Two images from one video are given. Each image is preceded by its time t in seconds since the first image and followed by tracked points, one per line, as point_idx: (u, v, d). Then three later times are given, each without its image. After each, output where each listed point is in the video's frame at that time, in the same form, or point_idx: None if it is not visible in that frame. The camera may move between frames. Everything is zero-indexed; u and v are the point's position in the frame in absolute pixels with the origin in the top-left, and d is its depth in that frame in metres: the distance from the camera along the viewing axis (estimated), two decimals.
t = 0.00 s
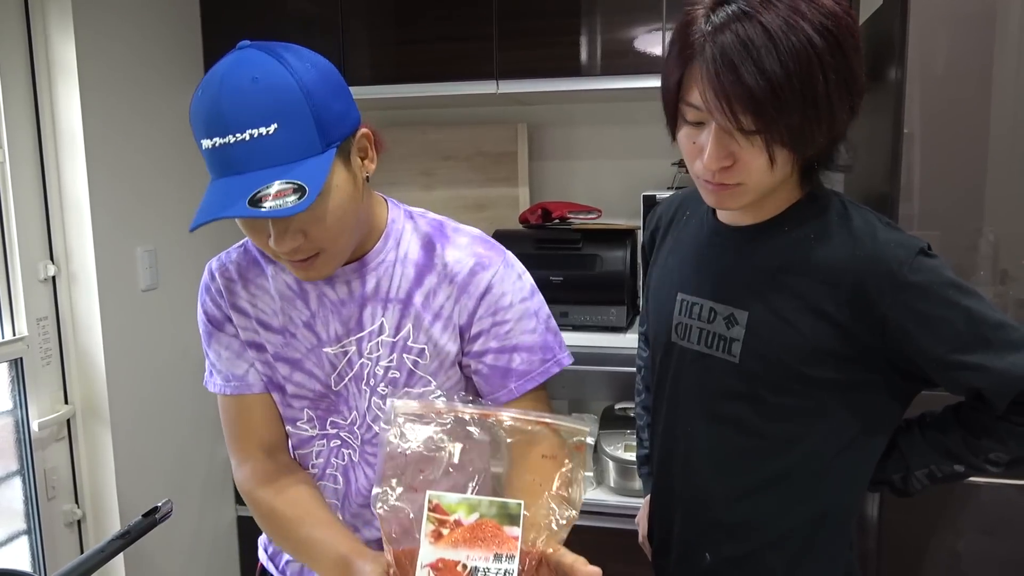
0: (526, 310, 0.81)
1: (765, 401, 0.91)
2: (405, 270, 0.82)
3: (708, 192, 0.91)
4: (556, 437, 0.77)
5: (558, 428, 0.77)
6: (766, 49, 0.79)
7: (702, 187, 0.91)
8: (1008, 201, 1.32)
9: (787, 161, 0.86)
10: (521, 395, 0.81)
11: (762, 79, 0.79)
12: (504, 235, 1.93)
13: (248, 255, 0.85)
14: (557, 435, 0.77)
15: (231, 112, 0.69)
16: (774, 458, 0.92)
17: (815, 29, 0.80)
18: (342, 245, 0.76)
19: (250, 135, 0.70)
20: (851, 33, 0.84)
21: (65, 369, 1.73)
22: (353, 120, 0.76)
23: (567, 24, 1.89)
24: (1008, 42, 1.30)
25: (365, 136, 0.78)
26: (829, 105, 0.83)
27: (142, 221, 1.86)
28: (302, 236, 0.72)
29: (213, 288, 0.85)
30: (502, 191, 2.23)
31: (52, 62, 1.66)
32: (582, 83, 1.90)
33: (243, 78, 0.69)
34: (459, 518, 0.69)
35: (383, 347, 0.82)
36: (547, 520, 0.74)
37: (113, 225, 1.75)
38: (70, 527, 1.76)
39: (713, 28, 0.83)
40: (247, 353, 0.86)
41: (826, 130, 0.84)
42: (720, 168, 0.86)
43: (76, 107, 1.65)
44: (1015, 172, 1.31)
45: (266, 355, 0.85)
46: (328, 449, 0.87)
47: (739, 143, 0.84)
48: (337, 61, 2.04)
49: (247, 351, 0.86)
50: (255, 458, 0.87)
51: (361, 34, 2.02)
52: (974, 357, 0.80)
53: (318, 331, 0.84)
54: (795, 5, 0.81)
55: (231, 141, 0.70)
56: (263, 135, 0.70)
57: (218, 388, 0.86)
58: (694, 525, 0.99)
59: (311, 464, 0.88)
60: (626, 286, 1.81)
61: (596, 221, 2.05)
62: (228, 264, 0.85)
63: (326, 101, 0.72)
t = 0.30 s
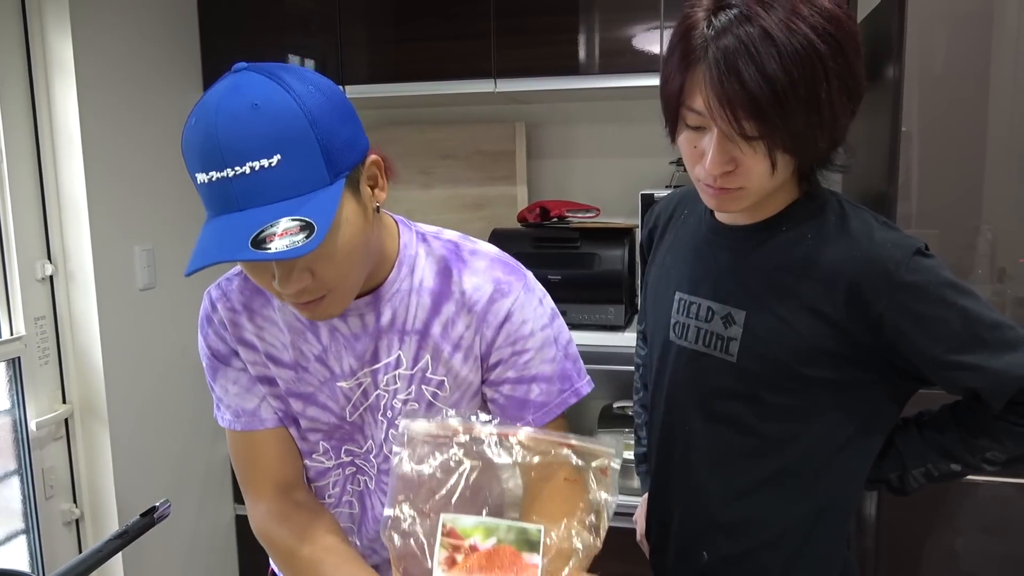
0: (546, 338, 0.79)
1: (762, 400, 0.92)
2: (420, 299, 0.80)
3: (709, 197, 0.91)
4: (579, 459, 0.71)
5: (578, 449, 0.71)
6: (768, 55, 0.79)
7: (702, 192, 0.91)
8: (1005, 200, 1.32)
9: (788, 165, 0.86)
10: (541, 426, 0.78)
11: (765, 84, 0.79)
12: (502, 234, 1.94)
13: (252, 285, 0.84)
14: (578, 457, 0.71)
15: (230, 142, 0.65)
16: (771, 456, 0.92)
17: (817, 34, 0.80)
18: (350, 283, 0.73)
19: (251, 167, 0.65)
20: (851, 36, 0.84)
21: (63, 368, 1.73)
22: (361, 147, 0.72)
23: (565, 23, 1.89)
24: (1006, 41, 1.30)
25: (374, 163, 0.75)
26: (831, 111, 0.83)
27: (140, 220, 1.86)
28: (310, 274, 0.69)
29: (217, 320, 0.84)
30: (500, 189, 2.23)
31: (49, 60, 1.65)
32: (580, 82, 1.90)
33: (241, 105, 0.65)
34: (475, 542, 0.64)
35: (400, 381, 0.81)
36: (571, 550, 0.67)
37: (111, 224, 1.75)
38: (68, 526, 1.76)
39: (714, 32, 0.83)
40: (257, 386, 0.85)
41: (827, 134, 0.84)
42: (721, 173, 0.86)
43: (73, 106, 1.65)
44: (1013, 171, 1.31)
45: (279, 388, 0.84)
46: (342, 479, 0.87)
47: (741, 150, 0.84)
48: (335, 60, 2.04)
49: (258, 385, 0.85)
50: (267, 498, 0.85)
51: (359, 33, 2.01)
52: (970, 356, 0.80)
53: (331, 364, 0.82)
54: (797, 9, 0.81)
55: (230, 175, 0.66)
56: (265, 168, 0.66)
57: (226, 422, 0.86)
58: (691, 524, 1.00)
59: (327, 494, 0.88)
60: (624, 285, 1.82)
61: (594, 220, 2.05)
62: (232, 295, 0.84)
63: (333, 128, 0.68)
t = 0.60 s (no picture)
0: (561, 362, 0.77)
1: (758, 398, 0.91)
2: (433, 319, 0.78)
3: (706, 196, 0.90)
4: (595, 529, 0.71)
5: (595, 522, 0.71)
6: (765, 56, 0.79)
7: (700, 192, 0.91)
8: (1003, 198, 1.32)
9: (785, 164, 0.86)
10: (549, 452, 0.78)
11: (761, 85, 0.79)
12: (500, 232, 1.93)
13: (254, 295, 0.82)
14: (594, 526, 0.71)
15: (253, 151, 0.63)
16: (769, 454, 0.92)
17: (812, 33, 0.80)
18: (374, 300, 0.71)
19: (274, 178, 0.64)
20: (848, 35, 0.84)
21: (60, 366, 1.73)
22: (383, 157, 0.71)
23: (563, 21, 1.89)
24: (1005, 39, 1.30)
25: (395, 173, 0.74)
26: (827, 112, 0.83)
27: (138, 217, 1.86)
28: (335, 293, 0.68)
29: (218, 330, 0.83)
30: (498, 188, 2.22)
31: (46, 58, 1.65)
32: (578, 80, 1.90)
33: (264, 111, 0.64)
34: None
35: (409, 402, 0.80)
36: None
37: (108, 222, 1.75)
38: (66, 524, 1.76)
39: (710, 32, 0.83)
40: (258, 400, 0.85)
41: (824, 135, 0.85)
42: (718, 173, 0.86)
43: (70, 104, 1.65)
44: (1011, 169, 1.31)
45: (282, 403, 0.84)
46: (345, 494, 0.89)
47: (737, 149, 0.84)
48: (333, 58, 2.04)
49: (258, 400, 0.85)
50: (270, 517, 0.87)
51: (357, 30, 2.01)
52: (965, 354, 0.80)
53: (335, 382, 0.81)
54: (793, 9, 0.81)
55: (252, 187, 0.64)
56: (290, 178, 0.64)
57: (226, 435, 0.86)
58: (688, 522, 0.99)
59: (329, 509, 0.90)
60: (622, 284, 1.82)
61: (593, 218, 2.05)
62: (235, 305, 0.82)
63: (357, 136, 0.67)
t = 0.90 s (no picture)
0: (561, 366, 0.77)
1: (755, 398, 0.92)
2: (433, 324, 0.78)
3: (705, 196, 0.90)
4: (594, 535, 0.71)
5: (594, 527, 0.72)
6: (765, 55, 0.79)
7: (698, 192, 0.91)
8: (1001, 197, 1.32)
9: (784, 163, 0.86)
10: (549, 455, 0.79)
11: (762, 84, 0.79)
12: (498, 231, 1.93)
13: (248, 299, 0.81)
14: (592, 532, 0.71)
15: (265, 163, 0.63)
16: (765, 453, 0.92)
17: (812, 33, 0.80)
18: (379, 311, 0.72)
19: (288, 194, 0.64)
20: (847, 35, 0.84)
21: (58, 365, 1.73)
22: (391, 165, 0.71)
23: (561, 20, 1.89)
24: (1003, 38, 1.30)
25: (401, 181, 0.74)
26: (827, 112, 0.83)
27: (135, 217, 1.85)
28: (344, 305, 0.68)
29: (212, 337, 0.82)
30: (497, 187, 2.22)
31: (43, 57, 1.65)
32: (576, 79, 1.90)
33: (276, 122, 0.63)
34: None
35: (408, 407, 0.80)
36: None
37: (106, 221, 1.75)
38: (64, 523, 1.76)
39: (710, 31, 0.83)
40: (254, 408, 0.85)
41: (823, 136, 0.85)
42: (718, 173, 0.86)
43: (67, 103, 1.65)
44: (1008, 168, 1.31)
45: (278, 410, 0.83)
46: (342, 499, 0.89)
47: (737, 149, 0.83)
48: (331, 57, 2.04)
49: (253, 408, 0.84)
50: (264, 521, 0.88)
51: (355, 29, 2.01)
52: (961, 353, 0.81)
53: (333, 390, 0.81)
54: (793, 9, 0.81)
55: (263, 203, 0.64)
56: (303, 192, 0.64)
57: (220, 440, 0.86)
58: (684, 522, 1.00)
59: (325, 515, 0.90)
60: (620, 283, 1.82)
61: (591, 217, 2.05)
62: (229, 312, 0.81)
63: (367, 147, 0.67)
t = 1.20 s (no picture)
0: (546, 348, 0.78)
1: (753, 397, 0.92)
2: (420, 307, 0.78)
3: (703, 194, 0.90)
4: (592, 534, 0.71)
5: (592, 526, 0.71)
6: (764, 54, 0.79)
7: (697, 190, 0.91)
8: (999, 198, 1.32)
9: (782, 162, 0.86)
10: (537, 438, 0.78)
11: (761, 83, 0.79)
12: (497, 230, 1.93)
13: (241, 286, 0.82)
14: (591, 532, 0.71)
15: (262, 136, 0.63)
16: (763, 453, 0.92)
17: (811, 32, 0.80)
18: (372, 282, 0.72)
19: (285, 162, 0.64)
20: (846, 33, 0.84)
21: (56, 362, 1.72)
22: (381, 143, 0.71)
23: (561, 19, 1.89)
24: (1002, 39, 1.30)
25: (389, 160, 0.74)
26: (825, 110, 0.83)
27: (134, 214, 1.85)
28: (337, 275, 0.68)
29: (204, 324, 0.83)
30: (495, 186, 2.22)
31: (42, 53, 1.65)
32: (575, 79, 1.90)
33: (273, 95, 0.64)
34: None
35: (396, 390, 0.80)
36: None
37: (104, 218, 1.75)
38: (61, 520, 1.76)
39: (709, 29, 0.83)
40: (245, 393, 0.84)
41: (821, 134, 0.85)
42: (717, 171, 0.86)
43: (66, 100, 1.65)
44: (1006, 169, 1.32)
45: (269, 396, 0.83)
46: (333, 487, 0.88)
47: (736, 147, 0.84)
48: (331, 56, 2.04)
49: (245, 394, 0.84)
50: (258, 512, 0.87)
51: (355, 28, 2.01)
52: (958, 351, 0.81)
53: (322, 374, 0.81)
54: (791, 6, 0.81)
55: (259, 171, 0.64)
56: (299, 162, 0.64)
57: (213, 429, 0.86)
58: (681, 521, 1.00)
59: (316, 504, 0.90)
60: (619, 283, 1.82)
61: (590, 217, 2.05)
62: (222, 298, 0.82)
63: (360, 123, 0.68)
